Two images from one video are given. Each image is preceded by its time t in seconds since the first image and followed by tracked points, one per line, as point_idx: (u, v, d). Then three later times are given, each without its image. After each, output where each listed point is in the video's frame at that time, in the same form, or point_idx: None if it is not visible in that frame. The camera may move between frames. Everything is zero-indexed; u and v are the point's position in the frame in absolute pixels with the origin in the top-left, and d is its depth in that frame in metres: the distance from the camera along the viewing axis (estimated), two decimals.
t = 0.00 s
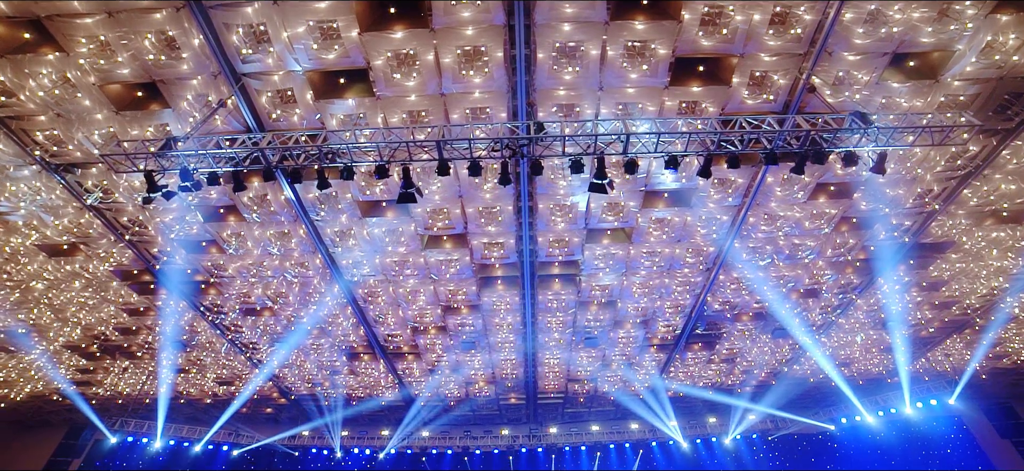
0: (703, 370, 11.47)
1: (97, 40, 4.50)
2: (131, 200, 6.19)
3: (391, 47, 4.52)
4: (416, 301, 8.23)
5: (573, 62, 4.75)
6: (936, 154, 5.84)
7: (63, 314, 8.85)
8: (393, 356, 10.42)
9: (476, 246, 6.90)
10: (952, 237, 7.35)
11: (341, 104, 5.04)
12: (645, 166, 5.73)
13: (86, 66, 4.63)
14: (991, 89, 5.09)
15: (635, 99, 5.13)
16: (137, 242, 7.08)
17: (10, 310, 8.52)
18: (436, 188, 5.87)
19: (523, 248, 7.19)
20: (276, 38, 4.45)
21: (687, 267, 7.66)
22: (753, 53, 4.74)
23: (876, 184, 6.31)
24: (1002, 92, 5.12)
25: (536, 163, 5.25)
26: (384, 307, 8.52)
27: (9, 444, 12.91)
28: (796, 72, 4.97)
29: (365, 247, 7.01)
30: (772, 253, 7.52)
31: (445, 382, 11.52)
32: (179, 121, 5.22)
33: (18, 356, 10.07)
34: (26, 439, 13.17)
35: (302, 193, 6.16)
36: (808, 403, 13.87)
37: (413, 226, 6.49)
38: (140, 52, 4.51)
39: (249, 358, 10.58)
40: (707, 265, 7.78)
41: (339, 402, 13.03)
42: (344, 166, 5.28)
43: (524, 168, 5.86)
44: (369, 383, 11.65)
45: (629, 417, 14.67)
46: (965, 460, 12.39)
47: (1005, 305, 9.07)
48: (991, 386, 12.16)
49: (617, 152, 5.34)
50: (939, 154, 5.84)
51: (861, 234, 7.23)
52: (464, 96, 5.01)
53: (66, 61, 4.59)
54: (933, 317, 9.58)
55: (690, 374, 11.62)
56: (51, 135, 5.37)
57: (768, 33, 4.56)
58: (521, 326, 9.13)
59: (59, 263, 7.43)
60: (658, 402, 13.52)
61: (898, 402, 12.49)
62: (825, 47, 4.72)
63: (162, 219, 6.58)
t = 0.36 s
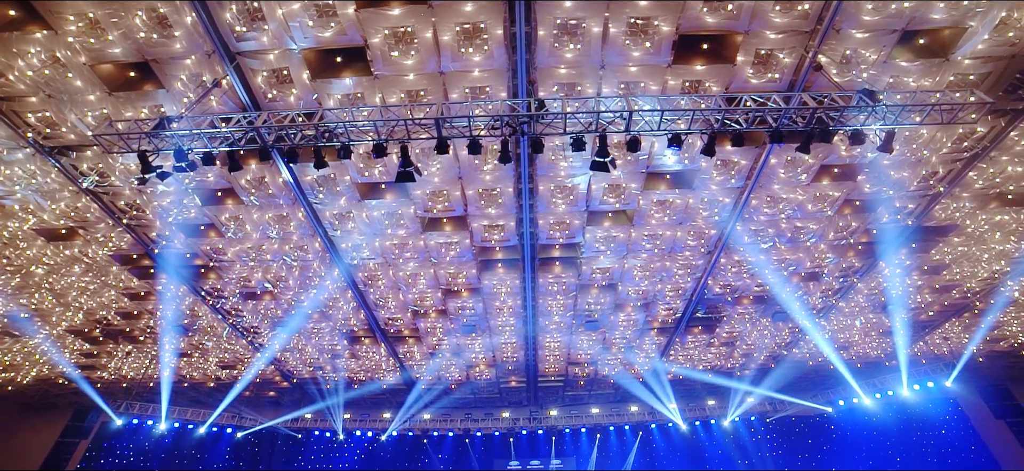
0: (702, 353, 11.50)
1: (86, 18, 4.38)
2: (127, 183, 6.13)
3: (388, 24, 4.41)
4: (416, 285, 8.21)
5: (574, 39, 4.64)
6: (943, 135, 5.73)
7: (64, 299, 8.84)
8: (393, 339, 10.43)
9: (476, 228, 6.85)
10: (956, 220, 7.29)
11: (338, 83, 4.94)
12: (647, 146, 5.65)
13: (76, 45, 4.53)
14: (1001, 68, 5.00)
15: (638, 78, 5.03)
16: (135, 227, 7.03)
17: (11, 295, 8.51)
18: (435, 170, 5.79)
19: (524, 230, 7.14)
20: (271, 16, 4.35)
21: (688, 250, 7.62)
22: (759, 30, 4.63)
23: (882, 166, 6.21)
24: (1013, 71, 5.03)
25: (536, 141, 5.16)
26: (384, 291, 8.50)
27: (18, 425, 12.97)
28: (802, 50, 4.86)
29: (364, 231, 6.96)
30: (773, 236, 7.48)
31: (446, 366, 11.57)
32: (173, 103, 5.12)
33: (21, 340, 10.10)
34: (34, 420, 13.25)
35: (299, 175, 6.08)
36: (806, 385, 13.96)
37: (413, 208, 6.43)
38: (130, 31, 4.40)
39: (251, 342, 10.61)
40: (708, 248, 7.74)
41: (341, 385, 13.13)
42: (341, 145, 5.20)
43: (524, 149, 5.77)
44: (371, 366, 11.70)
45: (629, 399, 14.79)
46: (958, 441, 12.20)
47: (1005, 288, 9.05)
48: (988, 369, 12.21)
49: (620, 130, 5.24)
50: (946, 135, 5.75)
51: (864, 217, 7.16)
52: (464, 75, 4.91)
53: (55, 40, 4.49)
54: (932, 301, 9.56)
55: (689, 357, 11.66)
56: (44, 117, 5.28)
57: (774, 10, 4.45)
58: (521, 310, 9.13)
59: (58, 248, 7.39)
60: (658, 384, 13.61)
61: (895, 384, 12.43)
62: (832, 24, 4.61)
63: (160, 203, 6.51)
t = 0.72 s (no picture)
0: (702, 337, 11.54)
1: None
2: (123, 166, 6.06)
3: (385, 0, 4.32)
4: (416, 268, 8.20)
5: (576, 16, 4.55)
6: (950, 116, 5.66)
7: (65, 284, 8.83)
8: (394, 323, 10.44)
9: (477, 211, 6.81)
10: (960, 204, 7.22)
11: (336, 62, 4.85)
12: (648, 127, 5.58)
13: (65, 24, 4.43)
14: (1013, 46, 4.90)
15: (641, 57, 4.93)
16: (134, 211, 6.98)
17: (12, 279, 8.50)
18: (434, 151, 5.73)
19: (524, 213, 7.09)
20: None
21: (690, 233, 7.58)
22: (765, 8, 4.52)
23: (886, 148, 6.13)
24: None
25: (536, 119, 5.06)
26: (384, 275, 8.51)
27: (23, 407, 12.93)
28: (809, 28, 4.75)
29: (363, 214, 6.92)
30: (775, 220, 7.43)
31: (447, 349, 11.61)
32: (167, 83, 5.04)
33: (24, 324, 10.13)
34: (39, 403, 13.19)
35: (297, 158, 6.01)
36: (804, 369, 14.10)
37: (412, 190, 6.37)
38: (121, 8, 4.30)
39: (252, 326, 10.63)
40: (710, 232, 7.69)
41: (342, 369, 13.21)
42: (339, 124, 5.13)
43: (524, 130, 5.68)
44: (372, 350, 11.75)
45: (628, 383, 14.94)
46: (953, 422, 12.27)
47: (1006, 273, 9.02)
48: (986, 353, 12.26)
49: (623, 107, 5.17)
50: (953, 116, 5.66)
51: (867, 200, 7.09)
52: (464, 53, 4.83)
53: (43, 17, 4.39)
54: (933, 285, 9.55)
55: (689, 341, 11.69)
56: (35, 99, 5.18)
57: None
58: (521, 293, 9.12)
59: (56, 232, 7.34)
60: (657, 368, 13.68)
61: (892, 368, 12.54)
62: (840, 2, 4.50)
63: (157, 186, 6.45)
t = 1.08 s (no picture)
0: (702, 318, 11.56)
1: None
2: (118, 147, 5.97)
3: None
4: (416, 250, 8.16)
5: None
6: (960, 95, 5.53)
7: (66, 266, 8.83)
8: (394, 305, 10.44)
9: (476, 191, 6.75)
10: (964, 185, 7.15)
11: (332, 39, 4.73)
12: (650, 106, 5.49)
13: None
14: None
15: (643, 33, 4.78)
16: (130, 193, 6.93)
17: (12, 262, 8.47)
18: (434, 130, 5.63)
19: (524, 194, 7.03)
20: None
21: (691, 214, 7.53)
22: None
23: (892, 128, 6.03)
24: None
25: (536, 94, 5.02)
26: (384, 257, 8.49)
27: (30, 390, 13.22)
28: (817, 4, 4.61)
29: (362, 196, 6.86)
30: (778, 201, 7.37)
31: (447, 331, 11.64)
32: (159, 60, 4.93)
33: (26, 306, 10.14)
34: (43, 387, 13.51)
35: (295, 138, 5.90)
36: (801, 350, 14.34)
37: (411, 170, 6.30)
38: None
39: (253, 309, 10.64)
40: (711, 213, 7.64)
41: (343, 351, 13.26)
42: (335, 100, 5.04)
43: (525, 107, 5.59)
44: (372, 332, 11.78)
45: (628, 364, 15.27)
46: (946, 402, 12.20)
47: (1007, 255, 9.00)
48: (983, 334, 12.31)
49: (625, 82, 5.08)
50: (961, 96, 5.54)
51: (870, 182, 7.01)
52: (464, 29, 4.71)
53: None
54: (932, 267, 9.54)
55: (689, 323, 11.72)
56: (23, 77, 5.07)
57: None
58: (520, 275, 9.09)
59: (53, 215, 7.28)
60: (658, 349, 13.81)
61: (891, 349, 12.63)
62: None
63: (153, 167, 6.37)
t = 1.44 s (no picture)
0: (702, 301, 11.55)
1: None
2: (112, 129, 5.89)
3: None
4: (415, 232, 8.12)
5: None
6: (969, 75, 5.41)
7: (65, 251, 8.79)
8: (394, 288, 10.42)
9: (475, 173, 6.68)
10: (968, 168, 7.07)
11: (326, 15, 4.62)
12: (651, 87, 5.40)
13: None
14: None
15: (645, 9, 4.71)
16: (126, 176, 6.83)
17: (10, 246, 8.43)
18: (432, 110, 5.53)
19: (524, 176, 6.96)
20: None
21: (692, 197, 7.47)
22: None
23: (898, 109, 5.93)
24: None
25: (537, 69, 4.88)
26: (384, 240, 8.46)
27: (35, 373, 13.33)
28: None
29: (360, 177, 6.78)
30: (779, 183, 7.30)
31: (447, 313, 11.64)
32: (150, 39, 4.80)
33: (27, 291, 10.13)
34: (49, 369, 13.62)
35: (291, 118, 5.80)
36: (799, 334, 14.43)
37: (409, 151, 6.21)
38: None
39: (254, 292, 10.63)
40: (713, 196, 7.57)
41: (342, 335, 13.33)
42: (329, 76, 4.97)
43: (525, 86, 5.49)
44: (373, 315, 11.80)
45: (628, 348, 15.19)
46: (942, 384, 12.17)
47: (1009, 239, 8.95)
48: (982, 318, 12.34)
49: (628, 58, 4.98)
50: (970, 77, 5.43)
51: (874, 164, 6.92)
52: (461, 7, 4.62)
53: None
54: (933, 251, 9.50)
55: (689, 306, 11.72)
56: (11, 56, 4.95)
57: None
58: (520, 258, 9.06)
59: (49, 199, 7.20)
60: (657, 332, 13.81)
61: (888, 333, 12.70)
62: None
63: (148, 149, 6.27)
